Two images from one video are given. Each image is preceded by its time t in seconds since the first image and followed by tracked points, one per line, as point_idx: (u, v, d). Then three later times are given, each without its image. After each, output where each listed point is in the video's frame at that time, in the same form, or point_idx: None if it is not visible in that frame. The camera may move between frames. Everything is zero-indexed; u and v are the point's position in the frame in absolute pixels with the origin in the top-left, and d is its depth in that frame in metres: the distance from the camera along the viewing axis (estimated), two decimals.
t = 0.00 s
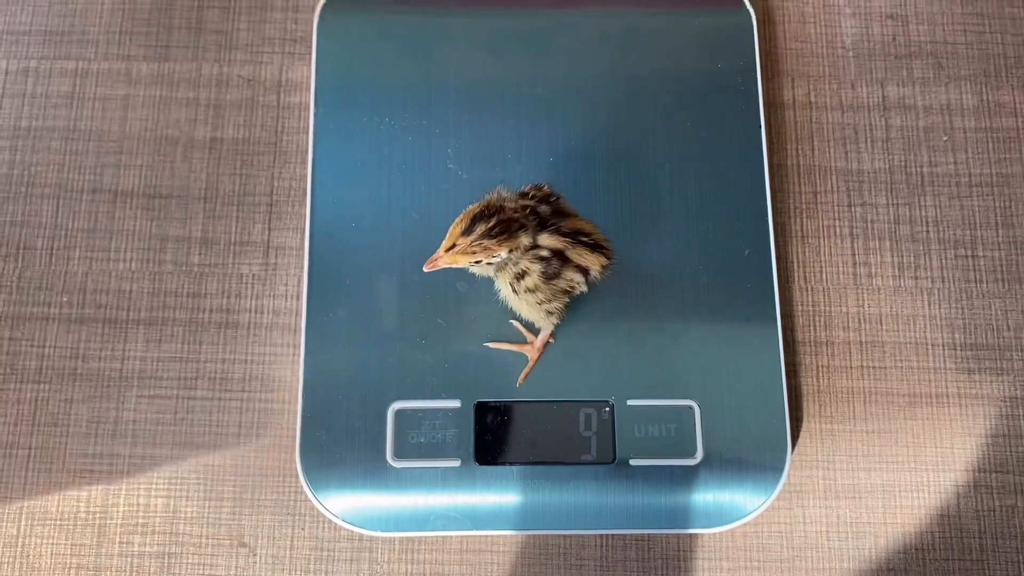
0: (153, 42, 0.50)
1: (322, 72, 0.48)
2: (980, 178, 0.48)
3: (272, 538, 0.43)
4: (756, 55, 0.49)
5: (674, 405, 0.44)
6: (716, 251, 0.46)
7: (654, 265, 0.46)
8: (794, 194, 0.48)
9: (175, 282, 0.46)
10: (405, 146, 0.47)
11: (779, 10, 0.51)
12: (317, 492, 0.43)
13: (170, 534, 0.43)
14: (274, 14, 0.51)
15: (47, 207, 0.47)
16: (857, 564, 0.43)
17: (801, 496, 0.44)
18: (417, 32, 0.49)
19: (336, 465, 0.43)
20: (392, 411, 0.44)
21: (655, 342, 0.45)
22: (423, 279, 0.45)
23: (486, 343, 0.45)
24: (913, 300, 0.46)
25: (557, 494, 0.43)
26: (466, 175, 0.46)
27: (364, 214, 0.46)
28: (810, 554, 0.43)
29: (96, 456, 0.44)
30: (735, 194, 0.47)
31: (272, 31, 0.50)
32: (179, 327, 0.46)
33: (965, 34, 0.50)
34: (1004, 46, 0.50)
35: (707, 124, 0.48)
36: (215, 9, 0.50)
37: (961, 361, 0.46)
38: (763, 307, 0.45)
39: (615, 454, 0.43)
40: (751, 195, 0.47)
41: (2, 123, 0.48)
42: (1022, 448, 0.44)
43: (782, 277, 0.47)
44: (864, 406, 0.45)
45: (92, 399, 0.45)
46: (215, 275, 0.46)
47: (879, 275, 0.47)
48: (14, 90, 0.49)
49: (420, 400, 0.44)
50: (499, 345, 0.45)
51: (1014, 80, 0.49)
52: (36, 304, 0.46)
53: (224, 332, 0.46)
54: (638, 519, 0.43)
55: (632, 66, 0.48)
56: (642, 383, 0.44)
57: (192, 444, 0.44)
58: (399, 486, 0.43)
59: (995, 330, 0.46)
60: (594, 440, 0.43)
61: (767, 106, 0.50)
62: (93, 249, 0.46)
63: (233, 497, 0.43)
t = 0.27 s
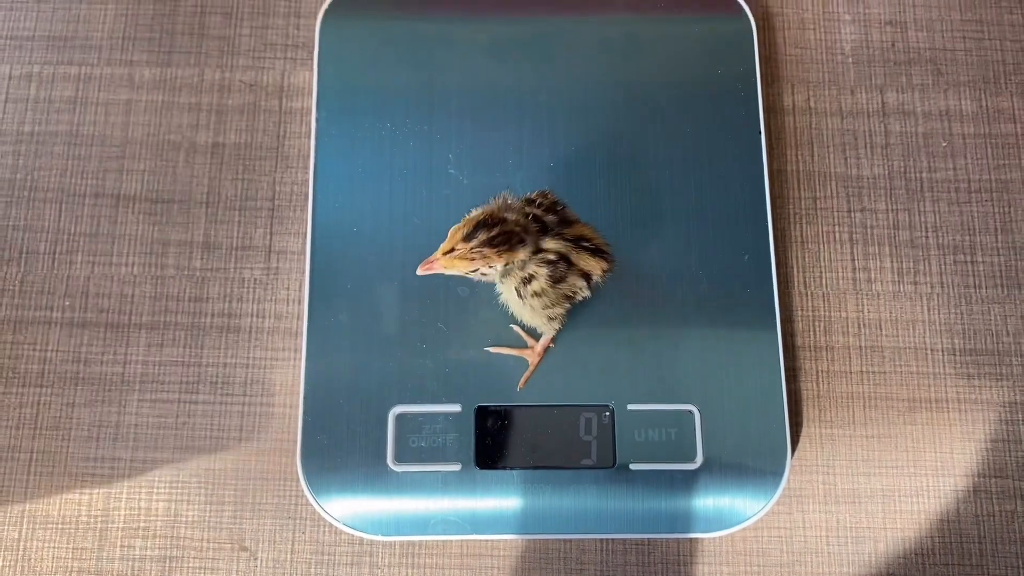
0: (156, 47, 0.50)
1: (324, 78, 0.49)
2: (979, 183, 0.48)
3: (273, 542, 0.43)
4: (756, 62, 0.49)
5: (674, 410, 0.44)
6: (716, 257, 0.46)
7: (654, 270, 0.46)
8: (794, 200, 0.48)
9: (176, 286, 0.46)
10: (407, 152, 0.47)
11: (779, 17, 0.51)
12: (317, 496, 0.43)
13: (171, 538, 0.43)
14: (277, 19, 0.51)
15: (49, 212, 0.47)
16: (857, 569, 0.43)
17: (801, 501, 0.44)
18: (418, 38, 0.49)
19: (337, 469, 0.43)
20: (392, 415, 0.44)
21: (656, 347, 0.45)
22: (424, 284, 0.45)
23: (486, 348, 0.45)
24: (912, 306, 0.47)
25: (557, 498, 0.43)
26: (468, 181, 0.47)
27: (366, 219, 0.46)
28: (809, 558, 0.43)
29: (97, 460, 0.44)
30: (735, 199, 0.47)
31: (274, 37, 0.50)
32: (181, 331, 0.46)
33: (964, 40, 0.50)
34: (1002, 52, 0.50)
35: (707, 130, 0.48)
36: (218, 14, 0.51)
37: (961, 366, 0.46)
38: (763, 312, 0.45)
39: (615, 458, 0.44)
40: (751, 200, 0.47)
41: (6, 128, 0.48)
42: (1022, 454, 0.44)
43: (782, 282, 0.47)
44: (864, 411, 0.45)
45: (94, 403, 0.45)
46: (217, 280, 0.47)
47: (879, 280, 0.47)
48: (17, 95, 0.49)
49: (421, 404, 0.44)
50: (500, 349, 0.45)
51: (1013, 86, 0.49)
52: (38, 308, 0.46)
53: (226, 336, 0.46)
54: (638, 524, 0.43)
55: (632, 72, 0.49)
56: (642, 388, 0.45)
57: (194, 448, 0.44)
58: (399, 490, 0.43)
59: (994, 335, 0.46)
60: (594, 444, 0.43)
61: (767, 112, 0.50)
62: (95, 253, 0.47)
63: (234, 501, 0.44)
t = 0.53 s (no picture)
0: (159, 61, 0.51)
1: (325, 92, 0.49)
2: (973, 196, 0.49)
3: (273, 551, 0.44)
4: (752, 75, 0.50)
5: (671, 421, 0.45)
6: (713, 269, 0.46)
7: (651, 282, 0.46)
8: (790, 213, 0.49)
9: (179, 298, 0.47)
10: (407, 165, 0.48)
11: (775, 31, 0.52)
12: (317, 506, 0.43)
13: (172, 547, 0.44)
14: (278, 33, 0.51)
15: (53, 224, 0.48)
16: None
17: (797, 512, 0.44)
18: (418, 52, 0.50)
19: (337, 480, 0.44)
20: (392, 426, 0.44)
21: (653, 359, 0.45)
22: (424, 296, 0.46)
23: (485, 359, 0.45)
24: (907, 318, 0.47)
25: (555, 509, 0.43)
26: (467, 194, 0.47)
27: (367, 232, 0.47)
28: (805, 569, 0.43)
29: (99, 470, 0.44)
30: (731, 212, 0.47)
31: (275, 50, 0.51)
32: (183, 342, 0.46)
33: (958, 54, 0.51)
34: (997, 66, 0.51)
35: (703, 143, 0.48)
36: (220, 29, 0.51)
37: (956, 378, 0.46)
38: (759, 324, 0.46)
39: (612, 469, 0.44)
40: (747, 213, 0.47)
41: (10, 141, 0.49)
42: (1016, 465, 0.45)
43: (778, 294, 0.47)
44: (859, 423, 0.46)
45: (97, 413, 0.45)
46: (218, 291, 0.47)
47: (874, 292, 0.47)
48: (22, 108, 0.49)
49: (420, 415, 0.44)
50: (498, 361, 0.45)
51: (1007, 100, 0.50)
52: (42, 319, 0.46)
53: (227, 347, 0.46)
54: (636, 534, 0.43)
55: (630, 86, 0.49)
56: (639, 399, 0.45)
57: (195, 458, 0.45)
58: (399, 500, 0.43)
59: (989, 347, 0.46)
60: (592, 455, 0.44)
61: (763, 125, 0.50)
62: (98, 265, 0.47)
63: (235, 511, 0.44)
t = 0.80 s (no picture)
0: (160, 70, 0.51)
1: (325, 102, 0.50)
2: (968, 206, 0.49)
3: (271, 558, 0.44)
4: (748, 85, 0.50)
5: (667, 428, 0.45)
6: (709, 277, 0.47)
7: (648, 290, 0.47)
8: (786, 221, 0.49)
9: (179, 305, 0.47)
10: (405, 174, 0.48)
11: (772, 41, 0.52)
12: (316, 513, 0.44)
13: (171, 553, 0.44)
14: (279, 43, 0.52)
15: (54, 232, 0.48)
16: None
17: (793, 519, 0.45)
18: (417, 62, 0.50)
19: (335, 486, 0.44)
20: (390, 433, 0.44)
21: (650, 366, 0.46)
22: (422, 304, 0.46)
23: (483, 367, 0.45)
24: (903, 326, 0.47)
25: (553, 516, 0.44)
26: (465, 202, 0.48)
27: (366, 241, 0.47)
28: None
29: (99, 476, 0.45)
30: (727, 221, 0.48)
31: (276, 60, 0.51)
32: (183, 349, 0.47)
33: (953, 64, 0.51)
34: (992, 77, 0.51)
35: (700, 152, 0.49)
36: (221, 39, 0.52)
37: (951, 386, 0.46)
38: (755, 332, 0.46)
39: (609, 476, 0.44)
40: (743, 222, 0.48)
41: (13, 149, 0.49)
42: (1011, 472, 0.45)
43: (774, 302, 0.48)
44: (855, 430, 0.46)
45: (98, 419, 0.45)
46: (218, 299, 0.47)
47: (870, 300, 0.48)
48: (24, 117, 0.50)
49: (418, 423, 0.45)
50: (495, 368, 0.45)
51: (1002, 110, 0.50)
52: (43, 326, 0.47)
53: (227, 355, 0.47)
54: (632, 541, 0.43)
55: (627, 96, 0.50)
56: (636, 407, 0.45)
57: (194, 464, 0.45)
58: (396, 508, 0.44)
59: (984, 355, 0.47)
60: (589, 462, 0.44)
61: (759, 134, 0.51)
62: (99, 273, 0.47)
63: (234, 517, 0.44)
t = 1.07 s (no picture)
0: (160, 81, 0.51)
1: (325, 114, 0.50)
2: (966, 216, 0.49)
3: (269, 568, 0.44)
4: (746, 95, 0.50)
5: (665, 438, 0.45)
6: (707, 287, 0.47)
7: (646, 301, 0.47)
8: (784, 231, 0.49)
9: (177, 315, 0.47)
10: (404, 184, 0.48)
11: (770, 52, 0.52)
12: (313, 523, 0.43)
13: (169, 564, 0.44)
14: (278, 53, 0.52)
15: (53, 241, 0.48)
16: None
17: (792, 529, 0.44)
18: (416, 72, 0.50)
19: (333, 497, 0.44)
20: (388, 444, 0.45)
21: (648, 376, 0.46)
22: (421, 314, 0.46)
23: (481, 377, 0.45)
24: (901, 336, 0.47)
25: (551, 526, 0.44)
26: (463, 212, 0.48)
27: (365, 252, 0.47)
28: None
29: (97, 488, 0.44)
30: (725, 231, 0.48)
31: (275, 71, 0.52)
32: (182, 359, 0.47)
33: (951, 75, 0.51)
34: (990, 87, 0.51)
35: (698, 163, 0.49)
36: (220, 50, 0.52)
37: (950, 396, 0.46)
38: (753, 342, 0.46)
39: (607, 487, 0.44)
40: (741, 232, 0.48)
41: (12, 159, 0.50)
42: (1010, 482, 0.45)
43: (772, 311, 0.48)
44: (854, 440, 0.46)
45: (96, 429, 0.45)
46: (217, 309, 0.47)
47: (868, 311, 0.48)
48: (24, 127, 0.50)
49: (416, 434, 0.45)
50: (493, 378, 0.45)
51: (1000, 121, 0.50)
52: (41, 335, 0.47)
53: (225, 364, 0.47)
54: (631, 551, 0.43)
55: (625, 107, 0.50)
56: (634, 417, 0.45)
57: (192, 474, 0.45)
58: (394, 518, 0.44)
59: (982, 365, 0.47)
60: (587, 472, 0.44)
61: (758, 144, 0.51)
62: (98, 282, 0.48)
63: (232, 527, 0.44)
